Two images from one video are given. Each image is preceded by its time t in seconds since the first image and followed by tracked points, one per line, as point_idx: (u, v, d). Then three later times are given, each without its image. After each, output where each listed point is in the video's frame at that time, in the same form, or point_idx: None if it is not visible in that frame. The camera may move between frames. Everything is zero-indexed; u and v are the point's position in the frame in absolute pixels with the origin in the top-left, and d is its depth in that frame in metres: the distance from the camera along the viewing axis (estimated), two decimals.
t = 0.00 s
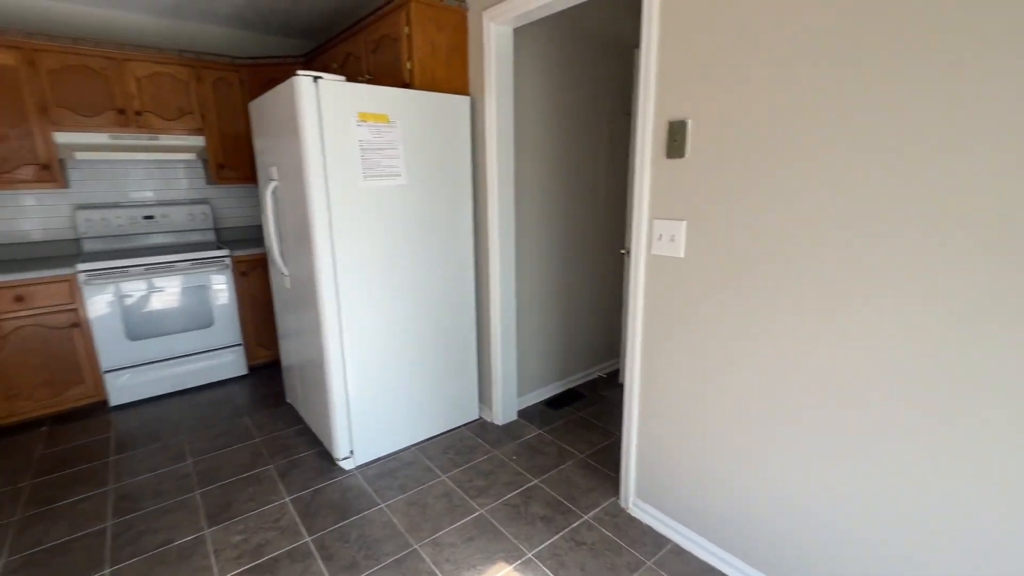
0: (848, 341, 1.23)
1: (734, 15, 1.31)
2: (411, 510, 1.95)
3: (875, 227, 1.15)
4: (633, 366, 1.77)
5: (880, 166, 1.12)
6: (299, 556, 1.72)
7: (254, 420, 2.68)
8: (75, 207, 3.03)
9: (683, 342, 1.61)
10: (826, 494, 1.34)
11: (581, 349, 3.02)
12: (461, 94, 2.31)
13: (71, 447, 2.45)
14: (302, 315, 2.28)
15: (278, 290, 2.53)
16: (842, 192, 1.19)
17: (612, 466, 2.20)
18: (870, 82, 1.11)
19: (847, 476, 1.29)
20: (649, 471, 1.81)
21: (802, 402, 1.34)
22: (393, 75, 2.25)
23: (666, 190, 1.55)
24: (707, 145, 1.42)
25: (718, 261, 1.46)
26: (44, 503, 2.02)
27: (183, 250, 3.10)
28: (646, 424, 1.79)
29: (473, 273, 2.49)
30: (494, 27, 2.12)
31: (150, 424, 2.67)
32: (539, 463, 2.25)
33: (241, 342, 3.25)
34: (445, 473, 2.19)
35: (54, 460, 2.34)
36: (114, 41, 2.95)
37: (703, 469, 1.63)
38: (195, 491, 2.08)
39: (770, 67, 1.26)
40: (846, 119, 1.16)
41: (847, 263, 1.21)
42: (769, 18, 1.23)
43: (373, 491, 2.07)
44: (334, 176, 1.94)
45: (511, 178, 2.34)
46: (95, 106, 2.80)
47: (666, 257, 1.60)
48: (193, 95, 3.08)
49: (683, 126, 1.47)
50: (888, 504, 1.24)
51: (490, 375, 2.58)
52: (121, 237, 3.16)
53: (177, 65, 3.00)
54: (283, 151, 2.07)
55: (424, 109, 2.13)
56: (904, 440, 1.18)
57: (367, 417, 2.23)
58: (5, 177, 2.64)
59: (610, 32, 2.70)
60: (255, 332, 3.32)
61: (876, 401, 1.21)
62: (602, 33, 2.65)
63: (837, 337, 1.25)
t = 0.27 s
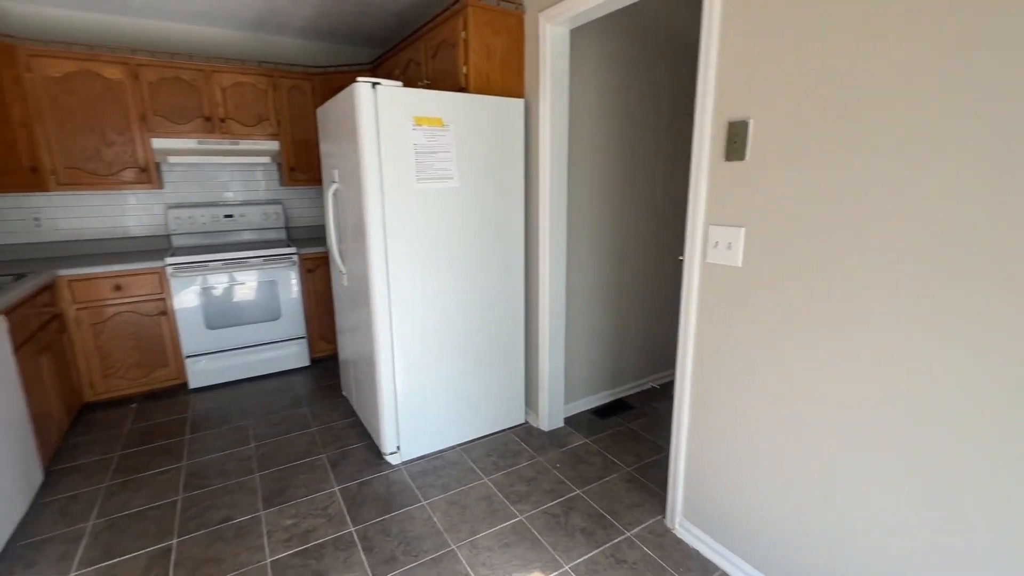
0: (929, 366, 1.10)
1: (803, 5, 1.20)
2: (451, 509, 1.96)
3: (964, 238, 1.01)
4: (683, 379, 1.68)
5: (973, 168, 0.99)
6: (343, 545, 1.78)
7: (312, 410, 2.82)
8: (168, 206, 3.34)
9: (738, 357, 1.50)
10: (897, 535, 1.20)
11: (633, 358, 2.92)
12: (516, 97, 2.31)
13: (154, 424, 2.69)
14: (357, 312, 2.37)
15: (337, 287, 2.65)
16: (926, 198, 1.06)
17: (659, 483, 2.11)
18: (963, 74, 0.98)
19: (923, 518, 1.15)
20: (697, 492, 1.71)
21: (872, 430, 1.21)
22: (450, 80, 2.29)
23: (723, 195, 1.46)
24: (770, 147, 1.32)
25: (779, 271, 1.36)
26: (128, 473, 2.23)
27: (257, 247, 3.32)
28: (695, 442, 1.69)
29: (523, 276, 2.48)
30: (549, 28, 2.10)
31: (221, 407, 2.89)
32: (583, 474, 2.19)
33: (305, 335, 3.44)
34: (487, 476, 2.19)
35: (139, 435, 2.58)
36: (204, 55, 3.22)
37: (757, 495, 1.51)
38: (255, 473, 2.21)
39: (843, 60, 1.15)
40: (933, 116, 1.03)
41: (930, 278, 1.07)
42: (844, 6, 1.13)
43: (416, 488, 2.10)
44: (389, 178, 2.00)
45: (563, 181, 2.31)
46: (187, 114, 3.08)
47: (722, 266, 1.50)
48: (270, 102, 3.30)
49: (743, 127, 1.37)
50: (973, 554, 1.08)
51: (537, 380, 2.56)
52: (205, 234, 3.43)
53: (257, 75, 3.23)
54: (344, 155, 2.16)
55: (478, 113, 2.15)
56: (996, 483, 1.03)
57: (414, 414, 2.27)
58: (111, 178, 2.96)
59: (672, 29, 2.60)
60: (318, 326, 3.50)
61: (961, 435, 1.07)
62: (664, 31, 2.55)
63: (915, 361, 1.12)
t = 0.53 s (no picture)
0: (1009, 391, 0.98)
1: None
2: (488, 510, 1.97)
3: None
4: (730, 392, 1.60)
5: None
6: (382, 536, 1.83)
7: (361, 403, 2.94)
8: (239, 206, 3.59)
9: (790, 371, 1.41)
10: None
11: (681, 368, 2.82)
12: (565, 99, 2.30)
13: (220, 408, 2.90)
14: (405, 310, 2.44)
15: (388, 286, 2.74)
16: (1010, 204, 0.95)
17: (703, 499, 2.02)
18: None
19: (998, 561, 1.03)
20: (742, 512, 1.63)
21: (939, 459, 1.10)
22: (500, 84, 2.31)
23: (778, 199, 1.38)
24: (830, 148, 1.24)
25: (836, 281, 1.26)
26: (195, 453, 2.42)
27: (317, 246, 3.50)
28: (741, 459, 1.60)
29: (568, 280, 2.46)
30: (600, 30, 2.08)
31: (279, 396, 3.07)
32: (623, 484, 2.14)
33: (358, 331, 3.58)
34: (525, 479, 2.18)
35: (206, 417, 2.79)
36: (275, 65, 3.45)
37: (807, 520, 1.41)
38: (306, 460, 2.33)
39: (913, 54, 1.06)
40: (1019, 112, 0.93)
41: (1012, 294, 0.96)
42: None
43: (454, 486, 2.13)
44: (437, 181, 2.05)
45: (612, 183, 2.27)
46: (258, 120, 3.31)
47: (775, 275, 1.42)
48: (333, 108, 3.48)
49: (801, 127, 1.29)
50: None
51: (580, 385, 2.52)
52: (271, 232, 3.65)
53: (322, 82, 3.40)
54: (396, 159, 2.23)
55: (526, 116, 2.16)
56: None
57: (455, 413, 2.31)
58: (191, 180, 3.22)
59: (730, 27, 2.51)
60: (370, 323, 3.63)
61: None
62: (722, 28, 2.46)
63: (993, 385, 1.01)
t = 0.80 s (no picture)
0: None
1: None
2: (522, 512, 1.98)
3: None
4: (777, 405, 1.52)
5: None
6: (418, 530, 1.87)
7: (403, 400, 3.02)
8: (296, 208, 3.78)
9: (843, 386, 1.33)
10: None
11: (728, 378, 2.71)
12: (611, 102, 2.27)
13: (274, 399, 3.06)
14: (447, 311, 2.49)
15: (432, 287, 2.81)
16: None
17: (747, 516, 1.93)
18: None
19: None
20: (788, 532, 1.54)
21: (1010, 489, 1.01)
22: (546, 87, 2.32)
23: (833, 203, 1.31)
24: (892, 149, 1.16)
25: (895, 292, 1.19)
26: (249, 439, 2.57)
27: (366, 247, 3.63)
28: (787, 476, 1.52)
29: (610, 284, 2.42)
30: (648, 30, 2.05)
31: (328, 390, 3.20)
32: (662, 495, 2.08)
33: (403, 330, 3.68)
34: (562, 484, 2.17)
35: (261, 407, 2.95)
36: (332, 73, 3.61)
37: (859, 546, 1.32)
38: (350, 452, 2.42)
39: (989, 46, 0.98)
40: None
41: None
42: None
43: (490, 486, 2.15)
44: (480, 184, 2.08)
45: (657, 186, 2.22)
46: (315, 126, 3.47)
47: (828, 283, 1.34)
48: (384, 113, 3.60)
49: (860, 127, 1.22)
50: None
51: (620, 391, 2.48)
52: (325, 233, 3.82)
53: (374, 89, 3.53)
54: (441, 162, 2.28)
55: (571, 119, 2.16)
56: None
57: (493, 413, 2.33)
58: (253, 183, 3.42)
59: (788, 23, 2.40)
60: (415, 322, 3.73)
61: None
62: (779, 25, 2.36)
63: None
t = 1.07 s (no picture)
0: None
1: None
2: (553, 516, 1.96)
3: None
4: (822, 419, 1.45)
5: None
6: (449, 529, 1.89)
7: (438, 400, 3.06)
8: (339, 210, 3.91)
9: (897, 401, 1.25)
10: None
11: (771, 388, 2.60)
12: (651, 103, 2.23)
13: (315, 394, 3.17)
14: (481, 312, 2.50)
15: (467, 288, 2.83)
16: None
17: (789, 533, 1.85)
18: None
19: None
20: (833, 554, 1.46)
21: None
22: (584, 89, 2.31)
23: (887, 207, 1.23)
24: (955, 149, 1.09)
25: (956, 302, 1.11)
26: (291, 432, 2.66)
27: (405, 248, 3.71)
28: (833, 494, 1.44)
29: (647, 289, 2.38)
30: (690, 30, 2.00)
31: (366, 387, 3.28)
32: (698, 507, 2.02)
33: (439, 331, 3.74)
34: (594, 490, 2.14)
35: (303, 401, 3.06)
36: (375, 79, 3.72)
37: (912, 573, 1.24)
38: (385, 449, 2.47)
39: None
40: None
41: None
42: None
43: (522, 489, 2.15)
44: (516, 187, 2.08)
45: (698, 189, 2.17)
46: (359, 131, 3.58)
47: (881, 291, 1.27)
48: (424, 118, 3.67)
49: (919, 126, 1.15)
50: None
51: (656, 398, 2.43)
52: (366, 234, 3.93)
53: (416, 94, 3.61)
54: (479, 164, 2.31)
55: (609, 121, 2.13)
56: None
57: (526, 416, 2.33)
58: (300, 186, 3.56)
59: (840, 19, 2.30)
60: (451, 323, 3.77)
61: None
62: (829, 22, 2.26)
63: None
